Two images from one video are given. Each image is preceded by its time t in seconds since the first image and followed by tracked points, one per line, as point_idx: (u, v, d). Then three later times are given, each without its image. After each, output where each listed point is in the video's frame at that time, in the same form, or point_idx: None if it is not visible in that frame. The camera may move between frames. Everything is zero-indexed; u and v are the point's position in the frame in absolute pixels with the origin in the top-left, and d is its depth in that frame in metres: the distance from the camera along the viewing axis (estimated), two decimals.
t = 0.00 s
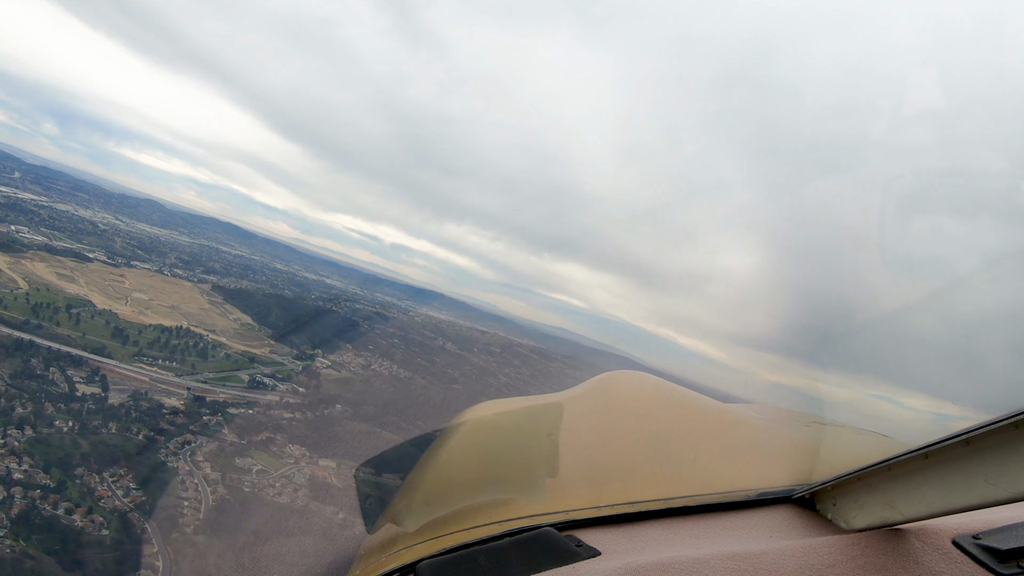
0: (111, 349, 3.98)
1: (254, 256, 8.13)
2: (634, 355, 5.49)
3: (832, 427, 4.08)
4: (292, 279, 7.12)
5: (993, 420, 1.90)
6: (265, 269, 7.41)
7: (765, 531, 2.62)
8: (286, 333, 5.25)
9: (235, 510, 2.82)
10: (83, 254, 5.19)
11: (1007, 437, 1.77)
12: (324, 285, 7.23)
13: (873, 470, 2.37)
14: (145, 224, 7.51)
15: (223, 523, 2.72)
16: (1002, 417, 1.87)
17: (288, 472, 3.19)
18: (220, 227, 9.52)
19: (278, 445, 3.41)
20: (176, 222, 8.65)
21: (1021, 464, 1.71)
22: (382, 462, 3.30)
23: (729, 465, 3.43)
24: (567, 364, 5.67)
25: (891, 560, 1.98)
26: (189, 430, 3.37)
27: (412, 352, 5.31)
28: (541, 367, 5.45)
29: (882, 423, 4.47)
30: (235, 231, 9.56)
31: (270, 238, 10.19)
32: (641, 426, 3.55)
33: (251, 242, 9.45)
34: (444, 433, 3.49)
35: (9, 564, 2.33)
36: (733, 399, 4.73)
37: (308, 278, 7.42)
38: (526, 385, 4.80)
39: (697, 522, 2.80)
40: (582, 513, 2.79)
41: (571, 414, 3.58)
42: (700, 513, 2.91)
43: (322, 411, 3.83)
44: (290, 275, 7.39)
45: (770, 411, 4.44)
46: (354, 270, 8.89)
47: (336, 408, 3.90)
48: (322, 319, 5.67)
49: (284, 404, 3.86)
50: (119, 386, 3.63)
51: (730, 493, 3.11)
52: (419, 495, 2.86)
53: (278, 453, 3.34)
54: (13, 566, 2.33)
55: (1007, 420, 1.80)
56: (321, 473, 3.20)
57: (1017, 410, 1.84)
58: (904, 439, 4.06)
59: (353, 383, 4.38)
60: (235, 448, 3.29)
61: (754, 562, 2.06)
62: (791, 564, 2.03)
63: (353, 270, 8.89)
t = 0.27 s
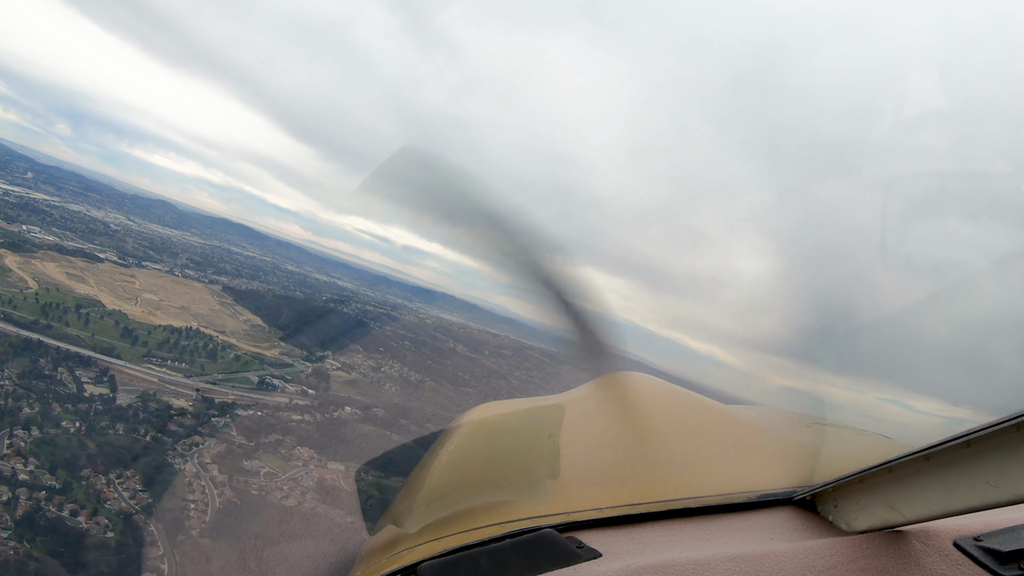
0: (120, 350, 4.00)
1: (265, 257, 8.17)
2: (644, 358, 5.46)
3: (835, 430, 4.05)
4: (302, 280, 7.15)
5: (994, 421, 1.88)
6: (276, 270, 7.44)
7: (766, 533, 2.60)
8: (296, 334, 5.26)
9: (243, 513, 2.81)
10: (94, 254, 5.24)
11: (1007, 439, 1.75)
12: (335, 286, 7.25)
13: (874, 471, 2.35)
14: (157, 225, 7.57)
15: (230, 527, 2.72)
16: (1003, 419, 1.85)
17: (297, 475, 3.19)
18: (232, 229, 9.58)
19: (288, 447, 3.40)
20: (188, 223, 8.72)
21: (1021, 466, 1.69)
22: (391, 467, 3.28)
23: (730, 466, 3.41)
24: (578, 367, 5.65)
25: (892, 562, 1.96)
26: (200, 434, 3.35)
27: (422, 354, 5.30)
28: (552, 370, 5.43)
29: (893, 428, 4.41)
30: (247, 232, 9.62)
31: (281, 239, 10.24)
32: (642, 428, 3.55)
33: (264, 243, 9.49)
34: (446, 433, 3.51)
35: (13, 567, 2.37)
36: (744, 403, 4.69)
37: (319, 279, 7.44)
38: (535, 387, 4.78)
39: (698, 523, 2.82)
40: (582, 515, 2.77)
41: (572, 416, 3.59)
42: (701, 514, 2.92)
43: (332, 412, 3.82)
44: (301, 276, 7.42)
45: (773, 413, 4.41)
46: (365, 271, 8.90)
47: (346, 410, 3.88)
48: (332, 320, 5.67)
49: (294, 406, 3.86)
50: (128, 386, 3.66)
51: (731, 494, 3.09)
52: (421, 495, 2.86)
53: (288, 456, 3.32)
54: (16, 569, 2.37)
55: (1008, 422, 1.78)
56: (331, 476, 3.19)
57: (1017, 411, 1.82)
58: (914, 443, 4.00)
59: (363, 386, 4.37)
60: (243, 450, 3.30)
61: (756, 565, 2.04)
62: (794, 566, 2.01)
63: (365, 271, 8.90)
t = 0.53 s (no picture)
0: (129, 350, 4.05)
1: (277, 258, 8.22)
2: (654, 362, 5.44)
3: (837, 430, 4.01)
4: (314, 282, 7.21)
5: (995, 422, 1.87)
6: (288, 271, 7.49)
7: (766, 533, 2.58)
8: (306, 334, 5.28)
9: (250, 516, 2.81)
10: (105, 254, 5.30)
11: (1009, 441, 1.74)
12: (346, 288, 7.28)
13: (874, 472, 2.33)
14: (169, 226, 7.66)
15: (240, 533, 2.69)
16: (1003, 420, 1.84)
17: (305, 478, 3.18)
18: (245, 230, 9.65)
19: (296, 449, 3.40)
20: (199, 224, 8.79)
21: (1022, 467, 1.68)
22: (400, 466, 3.26)
23: (731, 466, 3.38)
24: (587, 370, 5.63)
25: (892, 564, 1.94)
26: (207, 434, 3.40)
27: (432, 356, 5.31)
28: (562, 372, 5.42)
29: (904, 431, 4.35)
30: (259, 233, 9.68)
31: (292, 241, 10.29)
32: (642, 429, 3.53)
33: (275, 245, 9.55)
34: (446, 434, 3.51)
35: (15, 568, 2.34)
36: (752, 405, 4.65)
37: (330, 281, 7.48)
38: (544, 388, 4.77)
39: (701, 523, 2.77)
40: (582, 514, 2.75)
41: (572, 417, 3.57)
42: (704, 514, 2.88)
43: (341, 415, 3.81)
44: (313, 278, 7.48)
45: (774, 413, 4.38)
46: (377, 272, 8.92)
47: (355, 412, 3.88)
48: (342, 322, 5.70)
49: (302, 407, 3.87)
50: (136, 386, 3.69)
51: (732, 495, 3.06)
52: (421, 496, 2.86)
53: (295, 458, 3.31)
54: (19, 569, 2.34)
55: (1008, 423, 1.77)
56: (338, 478, 3.16)
57: (1017, 413, 1.81)
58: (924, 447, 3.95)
59: (372, 387, 4.38)
60: (251, 452, 3.31)
61: (757, 565, 2.02)
62: (795, 567, 1.99)
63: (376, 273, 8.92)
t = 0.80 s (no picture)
0: (137, 349, 4.08)
1: (288, 259, 8.26)
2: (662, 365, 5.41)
3: (836, 431, 4.00)
4: (325, 282, 7.24)
5: (996, 422, 1.86)
6: (299, 271, 7.52)
7: (766, 533, 2.56)
8: (315, 335, 5.30)
9: (256, 518, 2.81)
10: (115, 254, 5.36)
11: (1008, 440, 1.72)
12: (357, 288, 7.30)
13: (874, 472, 2.32)
14: (180, 225, 7.72)
15: (244, 532, 2.70)
16: (1003, 419, 1.84)
17: (312, 480, 3.18)
18: (257, 230, 9.73)
19: (303, 451, 3.41)
20: (210, 223, 8.87)
21: (1022, 465, 1.67)
22: (405, 470, 3.25)
23: (731, 466, 3.36)
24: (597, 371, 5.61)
25: (893, 563, 1.92)
26: (213, 435, 3.41)
27: (443, 358, 5.31)
28: (571, 373, 5.40)
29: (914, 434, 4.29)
30: (270, 233, 9.76)
31: (304, 241, 10.34)
32: (643, 429, 3.51)
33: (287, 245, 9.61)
34: (447, 434, 3.51)
35: (17, 568, 2.35)
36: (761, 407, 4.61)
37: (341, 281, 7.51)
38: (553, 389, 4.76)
39: (701, 522, 2.75)
40: (582, 514, 2.74)
41: (572, 418, 3.56)
42: (704, 514, 2.85)
43: (350, 417, 3.83)
44: (324, 279, 7.52)
45: (772, 414, 4.38)
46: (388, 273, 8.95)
47: (364, 414, 3.90)
48: (351, 323, 5.72)
49: (311, 409, 3.88)
50: (144, 386, 3.72)
51: (732, 494, 3.04)
52: (422, 496, 2.86)
53: (303, 459, 3.33)
54: (21, 569, 2.35)
55: (1008, 422, 1.76)
56: (345, 481, 3.16)
57: (1017, 412, 1.80)
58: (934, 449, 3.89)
59: (381, 388, 4.39)
60: (258, 454, 3.32)
61: (757, 565, 2.01)
62: (797, 567, 1.97)
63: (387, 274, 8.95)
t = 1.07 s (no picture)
0: (145, 349, 4.11)
1: (300, 259, 8.29)
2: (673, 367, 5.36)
3: (835, 433, 3.99)
4: (336, 283, 7.25)
5: (994, 424, 1.85)
6: (311, 273, 7.55)
7: (764, 533, 2.54)
8: (325, 336, 5.31)
9: (263, 522, 2.80)
10: (125, 253, 5.41)
11: (1008, 442, 1.72)
12: (368, 290, 7.31)
13: (872, 473, 2.30)
14: (192, 225, 7.79)
15: (246, 532, 2.72)
16: (1002, 421, 1.83)
17: (320, 482, 3.16)
18: (269, 231, 9.78)
19: (311, 453, 3.40)
20: (222, 224, 8.93)
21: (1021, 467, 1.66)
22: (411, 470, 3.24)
23: (730, 468, 3.35)
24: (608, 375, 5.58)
25: (891, 565, 1.89)
26: (220, 435, 3.43)
27: (453, 360, 5.31)
28: (581, 375, 5.37)
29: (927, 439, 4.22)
30: (281, 233, 9.82)
31: (316, 242, 10.38)
32: (643, 429, 3.49)
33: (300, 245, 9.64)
34: (445, 431, 3.50)
35: (20, 568, 2.36)
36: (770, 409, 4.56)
37: (352, 283, 7.52)
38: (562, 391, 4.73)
39: (699, 524, 2.75)
40: (580, 515, 2.73)
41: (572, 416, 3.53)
42: (702, 517, 2.85)
43: (359, 419, 3.83)
44: (336, 280, 7.54)
45: (771, 414, 4.36)
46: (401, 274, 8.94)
47: (373, 416, 3.90)
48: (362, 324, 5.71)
49: (320, 410, 3.88)
50: (152, 386, 3.73)
51: (730, 496, 3.04)
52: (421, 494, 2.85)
53: (310, 461, 3.32)
54: (23, 570, 2.36)
55: (1007, 424, 1.76)
56: (353, 483, 3.13)
57: (1017, 413, 1.79)
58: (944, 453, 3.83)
59: (391, 391, 4.38)
60: (264, 455, 3.31)
61: (754, 565, 1.99)
62: (794, 567, 1.96)
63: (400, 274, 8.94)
